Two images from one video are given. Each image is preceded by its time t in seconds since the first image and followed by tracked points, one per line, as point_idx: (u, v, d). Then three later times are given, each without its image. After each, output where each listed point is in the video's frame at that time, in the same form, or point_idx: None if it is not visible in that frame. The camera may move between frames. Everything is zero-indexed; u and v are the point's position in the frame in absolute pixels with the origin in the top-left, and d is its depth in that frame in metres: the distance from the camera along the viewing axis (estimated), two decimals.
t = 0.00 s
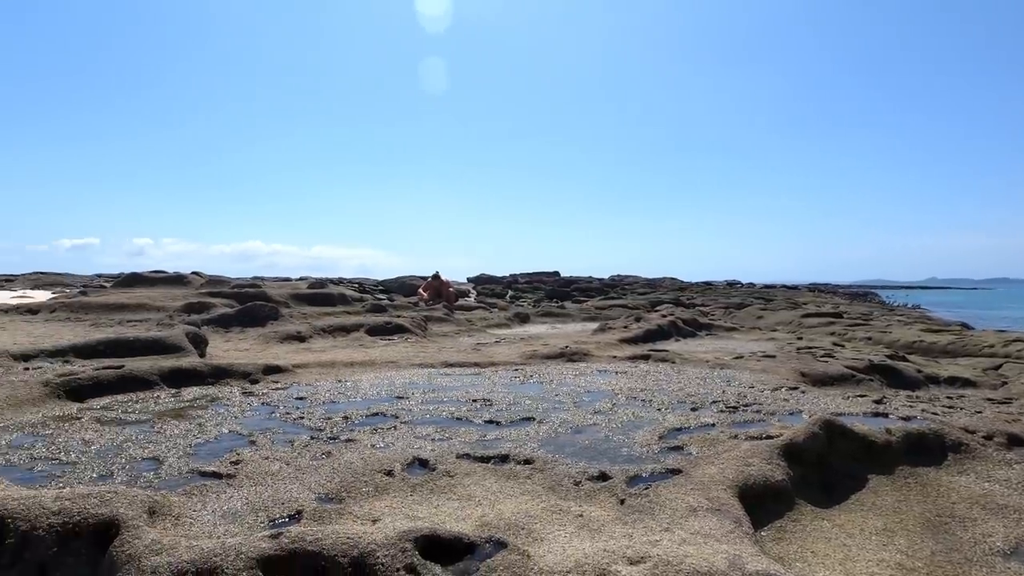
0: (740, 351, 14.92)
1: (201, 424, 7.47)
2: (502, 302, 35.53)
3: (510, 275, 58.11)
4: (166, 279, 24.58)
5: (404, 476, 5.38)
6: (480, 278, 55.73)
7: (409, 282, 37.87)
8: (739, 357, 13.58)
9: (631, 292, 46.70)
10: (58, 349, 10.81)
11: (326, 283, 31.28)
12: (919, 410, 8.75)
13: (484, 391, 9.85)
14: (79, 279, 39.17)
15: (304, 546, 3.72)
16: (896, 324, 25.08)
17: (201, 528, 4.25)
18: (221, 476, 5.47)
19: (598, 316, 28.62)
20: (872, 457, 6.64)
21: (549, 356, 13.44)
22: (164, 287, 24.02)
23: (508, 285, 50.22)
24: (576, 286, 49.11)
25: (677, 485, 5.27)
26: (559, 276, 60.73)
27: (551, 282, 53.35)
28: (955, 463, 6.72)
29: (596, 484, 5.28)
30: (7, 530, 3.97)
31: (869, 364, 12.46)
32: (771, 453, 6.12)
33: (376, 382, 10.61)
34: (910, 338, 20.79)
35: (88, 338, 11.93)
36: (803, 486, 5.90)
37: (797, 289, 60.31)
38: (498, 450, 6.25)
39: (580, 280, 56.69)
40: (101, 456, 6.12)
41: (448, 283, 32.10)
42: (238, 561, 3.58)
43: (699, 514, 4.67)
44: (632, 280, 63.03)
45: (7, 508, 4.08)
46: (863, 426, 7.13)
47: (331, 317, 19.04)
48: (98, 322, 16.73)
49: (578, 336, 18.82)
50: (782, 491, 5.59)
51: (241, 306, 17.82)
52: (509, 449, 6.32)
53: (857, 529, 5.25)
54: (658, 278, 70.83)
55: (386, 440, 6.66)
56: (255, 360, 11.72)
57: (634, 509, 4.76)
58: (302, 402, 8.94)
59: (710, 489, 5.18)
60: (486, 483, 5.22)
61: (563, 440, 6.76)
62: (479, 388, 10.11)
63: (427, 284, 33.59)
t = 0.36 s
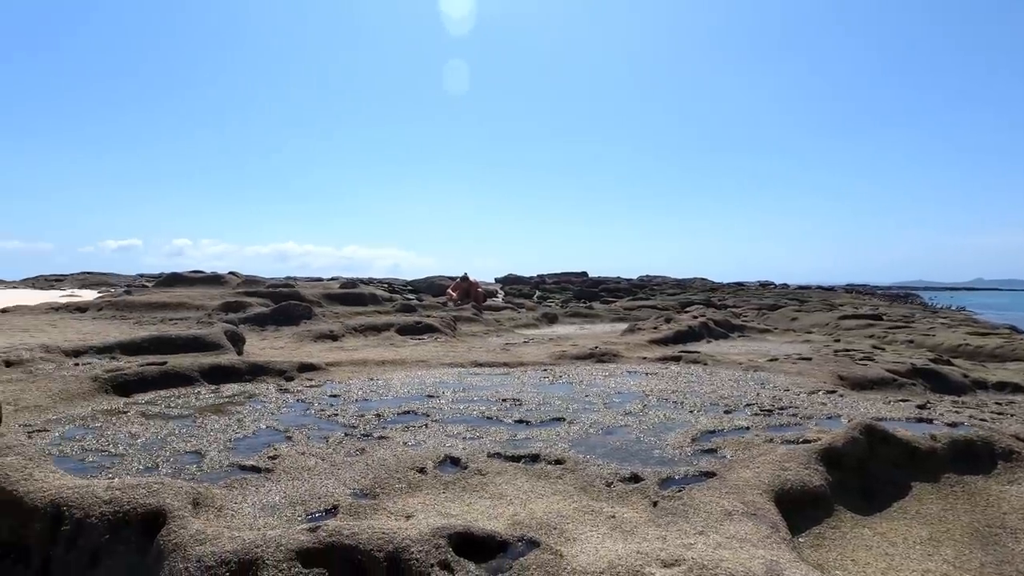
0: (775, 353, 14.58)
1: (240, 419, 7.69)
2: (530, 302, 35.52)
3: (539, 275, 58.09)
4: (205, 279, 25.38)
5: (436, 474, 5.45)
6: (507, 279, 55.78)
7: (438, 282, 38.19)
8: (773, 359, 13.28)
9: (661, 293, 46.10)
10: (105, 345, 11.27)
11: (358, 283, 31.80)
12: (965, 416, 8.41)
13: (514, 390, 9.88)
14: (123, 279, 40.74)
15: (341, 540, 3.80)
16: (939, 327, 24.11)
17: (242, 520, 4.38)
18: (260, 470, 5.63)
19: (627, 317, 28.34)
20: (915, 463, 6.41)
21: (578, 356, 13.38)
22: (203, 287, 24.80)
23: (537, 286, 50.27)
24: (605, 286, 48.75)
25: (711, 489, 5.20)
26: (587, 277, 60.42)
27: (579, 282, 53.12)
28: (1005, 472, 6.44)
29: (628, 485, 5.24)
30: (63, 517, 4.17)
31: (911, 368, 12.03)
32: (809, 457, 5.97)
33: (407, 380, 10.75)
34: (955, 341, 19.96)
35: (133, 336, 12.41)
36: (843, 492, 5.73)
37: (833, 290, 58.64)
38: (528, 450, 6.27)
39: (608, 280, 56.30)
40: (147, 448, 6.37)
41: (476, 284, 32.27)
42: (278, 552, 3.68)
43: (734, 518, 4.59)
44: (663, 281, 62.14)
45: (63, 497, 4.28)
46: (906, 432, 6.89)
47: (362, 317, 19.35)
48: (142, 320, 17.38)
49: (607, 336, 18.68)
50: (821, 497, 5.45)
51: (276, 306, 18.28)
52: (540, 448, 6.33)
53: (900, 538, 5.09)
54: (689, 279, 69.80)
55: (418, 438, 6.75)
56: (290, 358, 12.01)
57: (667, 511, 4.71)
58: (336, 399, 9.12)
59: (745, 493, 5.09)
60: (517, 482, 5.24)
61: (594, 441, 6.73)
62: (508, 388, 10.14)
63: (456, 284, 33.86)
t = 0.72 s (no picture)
0: (798, 356, 14.35)
1: (265, 418, 7.85)
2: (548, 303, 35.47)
3: (557, 276, 57.96)
4: (229, 280, 25.90)
5: (456, 475, 5.50)
6: (526, 279, 55.74)
7: (457, 283, 38.38)
8: (797, 362, 13.06)
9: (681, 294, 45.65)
10: (135, 345, 11.59)
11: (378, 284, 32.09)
12: (997, 422, 8.19)
13: (533, 392, 9.90)
14: (151, 280, 41.75)
15: (364, 538, 3.87)
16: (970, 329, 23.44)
17: (268, 517, 4.48)
18: (285, 469, 5.75)
19: (647, 318, 28.13)
20: (944, 470, 6.27)
21: (598, 358, 13.34)
22: (228, 287, 25.32)
23: (555, 287, 50.08)
24: (624, 287, 48.41)
25: (733, 493, 5.16)
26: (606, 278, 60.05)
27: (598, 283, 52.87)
28: None
29: (648, 488, 5.23)
30: (98, 512, 4.32)
31: (940, 371, 11.72)
32: (834, 462, 5.88)
33: (427, 381, 10.83)
34: (987, 344, 19.39)
35: (162, 336, 12.74)
36: (868, 498, 5.63)
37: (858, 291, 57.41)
38: (548, 451, 6.28)
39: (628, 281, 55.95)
40: (176, 446, 6.54)
41: (495, 284, 32.35)
42: (303, 550, 3.75)
43: (756, 523, 4.55)
44: (683, 282, 61.53)
45: (99, 492, 4.43)
46: (934, 437, 6.74)
47: (382, 318, 19.55)
48: (169, 320, 17.82)
49: (626, 338, 18.58)
50: (846, 503, 5.36)
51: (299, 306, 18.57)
52: (559, 450, 6.34)
53: (928, 546, 4.98)
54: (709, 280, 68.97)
55: (438, 439, 6.81)
56: (313, 358, 12.20)
57: (688, 515, 4.69)
58: (357, 399, 9.25)
59: (768, 498, 5.04)
60: (537, 484, 5.27)
61: (614, 444, 6.72)
62: (527, 389, 10.16)
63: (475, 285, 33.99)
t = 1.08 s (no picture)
0: (817, 361, 14.16)
1: (283, 420, 7.96)
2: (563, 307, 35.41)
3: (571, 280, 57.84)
4: (247, 284, 26.26)
5: (472, 477, 5.53)
6: (540, 283, 55.71)
7: (471, 287, 38.48)
8: (815, 367, 12.90)
9: (696, 298, 45.27)
10: (157, 347, 11.82)
11: (393, 288, 32.31)
12: (1023, 429, 8.01)
13: (548, 396, 9.91)
14: (170, 283, 42.51)
15: (381, 539, 3.91)
16: (995, 334, 22.91)
17: (287, 517, 4.55)
18: (303, 470, 5.82)
19: (662, 322, 27.94)
20: (967, 478, 6.15)
21: (612, 362, 13.30)
22: (247, 291, 25.68)
23: (570, 290, 49.95)
24: (638, 291, 48.15)
25: (750, 498, 5.13)
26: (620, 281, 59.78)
27: (612, 287, 52.58)
28: None
29: (664, 493, 5.21)
30: (124, 510, 4.42)
31: (964, 377, 11.50)
32: (854, 468, 5.80)
33: (442, 384, 10.89)
34: (1012, 349, 18.95)
35: (183, 338, 12.98)
36: (889, 506, 5.55)
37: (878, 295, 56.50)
38: (563, 455, 6.29)
39: (643, 285, 55.62)
40: (197, 447, 6.66)
41: (509, 288, 32.39)
42: (322, 550, 3.81)
43: (774, 529, 4.52)
44: (698, 286, 61.01)
45: (123, 491, 4.54)
46: (957, 444, 6.62)
47: (398, 321, 19.68)
48: (189, 323, 18.12)
49: (641, 342, 18.49)
50: (866, 510, 5.29)
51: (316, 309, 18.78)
52: (574, 454, 6.34)
53: (951, 555, 4.90)
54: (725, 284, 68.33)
55: (454, 442, 6.85)
56: (329, 361, 12.32)
57: (705, 520, 4.67)
58: (373, 402, 9.33)
59: (785, 504, 4.99)
60: (553, 488, 5.27)
61: (629, 448, 6.70)
62: (542, 393, 10.17)
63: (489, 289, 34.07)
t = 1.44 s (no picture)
0: (834, 367, 13.97)
1: (299, 423, 8.04)
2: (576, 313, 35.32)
3: (583, 285, 57.74)
4: (263, 289, 26.59)
5: (486, 481, 5.54)
6: (553, 287, 55.64)
7: (484, 292, 38.57)
8: (833, 373, 12.72)
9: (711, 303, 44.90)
10: (175, 351, 12.01)
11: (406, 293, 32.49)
12: None
13: (561, 401, 9.89)
14: (188, 288, 43.17)
15: (397, 541, 3.93)
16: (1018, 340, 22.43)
17: (304, 519, 4.59)
18: (319, 473, 5.88)
19: (676, 328, 27.76)
20: (990, 486, 6.03)
21: (626, 367, 13.24)
22: (262, 296, 25.98)
23: (582, 296, 49.84)
24: (651, 296, 47.91)
25: (767, 505, 5.08)
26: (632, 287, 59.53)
27: (625, 292, 52.38)
28: None
29: (679, 498, 5.18)
30: (144, 511, 4.50)
31: (986, 384, 11.27)
32: (873, 475, 5.72)
33: (456, 389, 10.93)
34: None
35: (201, 342, 13.16)
36: (910, 514, 5.45)
37: (896, 301, 55.63)
38: (577, 460, 6.28)
39: (656, 290, 55.33)
40: (215, 449, 6.75)
41: (522, 293, 32.39)
42: (339, 551, 3.84)
43: (791, 535, 4.47)
44: (712, 291, 60.56)
45: (144, 492, 4.62)
46: (979, 452, 6.50)
47: (411, 326, 19.77)
48: (207, 327, 18.37)
49: (655, 347, 18.38)
50: (885, 517, 5.21)
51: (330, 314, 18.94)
52: (588, 459, 6.32)
53: (975, 565, 4.80)
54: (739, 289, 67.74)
55: (468, 446, 6.87)
56: (344, 365, 12.42)
57: (721, 526, 4.63)
58: (387, 406, 9.38)
59: (803, 511, 4.94)
60: (567, 492, 5.27)
61: (644, 453, 6.67)
62: (555, 398, 10.15)
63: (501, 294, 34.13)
